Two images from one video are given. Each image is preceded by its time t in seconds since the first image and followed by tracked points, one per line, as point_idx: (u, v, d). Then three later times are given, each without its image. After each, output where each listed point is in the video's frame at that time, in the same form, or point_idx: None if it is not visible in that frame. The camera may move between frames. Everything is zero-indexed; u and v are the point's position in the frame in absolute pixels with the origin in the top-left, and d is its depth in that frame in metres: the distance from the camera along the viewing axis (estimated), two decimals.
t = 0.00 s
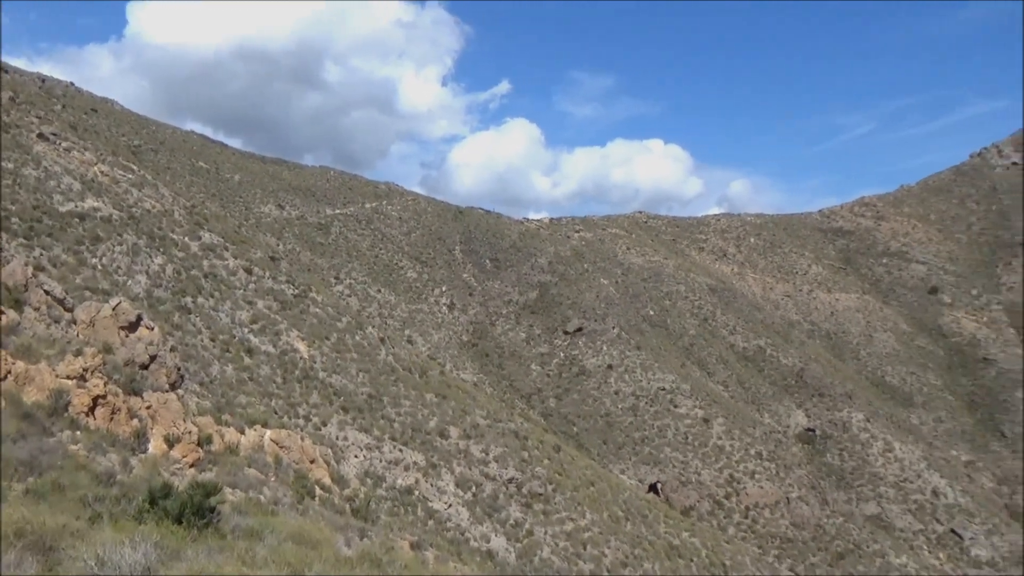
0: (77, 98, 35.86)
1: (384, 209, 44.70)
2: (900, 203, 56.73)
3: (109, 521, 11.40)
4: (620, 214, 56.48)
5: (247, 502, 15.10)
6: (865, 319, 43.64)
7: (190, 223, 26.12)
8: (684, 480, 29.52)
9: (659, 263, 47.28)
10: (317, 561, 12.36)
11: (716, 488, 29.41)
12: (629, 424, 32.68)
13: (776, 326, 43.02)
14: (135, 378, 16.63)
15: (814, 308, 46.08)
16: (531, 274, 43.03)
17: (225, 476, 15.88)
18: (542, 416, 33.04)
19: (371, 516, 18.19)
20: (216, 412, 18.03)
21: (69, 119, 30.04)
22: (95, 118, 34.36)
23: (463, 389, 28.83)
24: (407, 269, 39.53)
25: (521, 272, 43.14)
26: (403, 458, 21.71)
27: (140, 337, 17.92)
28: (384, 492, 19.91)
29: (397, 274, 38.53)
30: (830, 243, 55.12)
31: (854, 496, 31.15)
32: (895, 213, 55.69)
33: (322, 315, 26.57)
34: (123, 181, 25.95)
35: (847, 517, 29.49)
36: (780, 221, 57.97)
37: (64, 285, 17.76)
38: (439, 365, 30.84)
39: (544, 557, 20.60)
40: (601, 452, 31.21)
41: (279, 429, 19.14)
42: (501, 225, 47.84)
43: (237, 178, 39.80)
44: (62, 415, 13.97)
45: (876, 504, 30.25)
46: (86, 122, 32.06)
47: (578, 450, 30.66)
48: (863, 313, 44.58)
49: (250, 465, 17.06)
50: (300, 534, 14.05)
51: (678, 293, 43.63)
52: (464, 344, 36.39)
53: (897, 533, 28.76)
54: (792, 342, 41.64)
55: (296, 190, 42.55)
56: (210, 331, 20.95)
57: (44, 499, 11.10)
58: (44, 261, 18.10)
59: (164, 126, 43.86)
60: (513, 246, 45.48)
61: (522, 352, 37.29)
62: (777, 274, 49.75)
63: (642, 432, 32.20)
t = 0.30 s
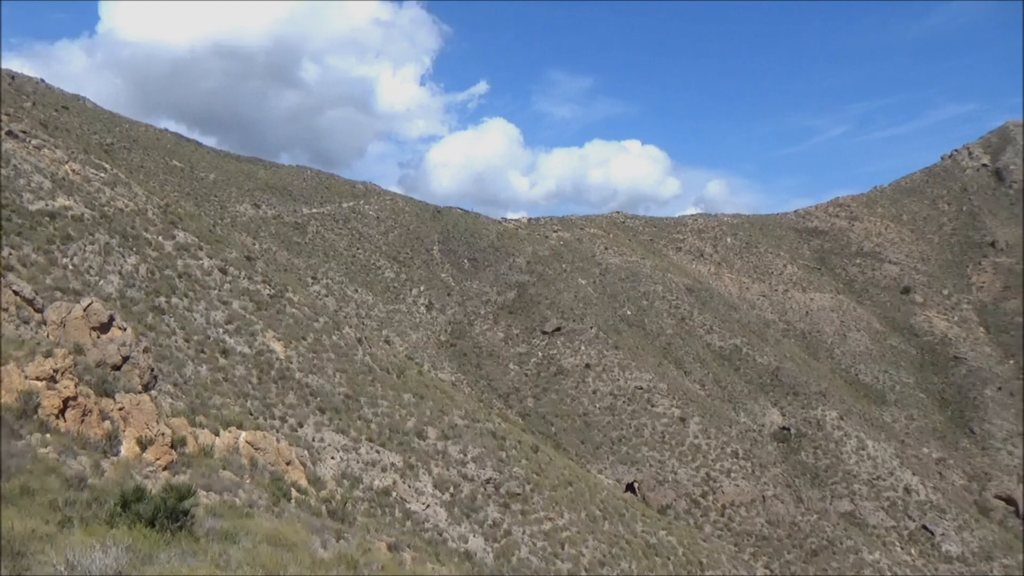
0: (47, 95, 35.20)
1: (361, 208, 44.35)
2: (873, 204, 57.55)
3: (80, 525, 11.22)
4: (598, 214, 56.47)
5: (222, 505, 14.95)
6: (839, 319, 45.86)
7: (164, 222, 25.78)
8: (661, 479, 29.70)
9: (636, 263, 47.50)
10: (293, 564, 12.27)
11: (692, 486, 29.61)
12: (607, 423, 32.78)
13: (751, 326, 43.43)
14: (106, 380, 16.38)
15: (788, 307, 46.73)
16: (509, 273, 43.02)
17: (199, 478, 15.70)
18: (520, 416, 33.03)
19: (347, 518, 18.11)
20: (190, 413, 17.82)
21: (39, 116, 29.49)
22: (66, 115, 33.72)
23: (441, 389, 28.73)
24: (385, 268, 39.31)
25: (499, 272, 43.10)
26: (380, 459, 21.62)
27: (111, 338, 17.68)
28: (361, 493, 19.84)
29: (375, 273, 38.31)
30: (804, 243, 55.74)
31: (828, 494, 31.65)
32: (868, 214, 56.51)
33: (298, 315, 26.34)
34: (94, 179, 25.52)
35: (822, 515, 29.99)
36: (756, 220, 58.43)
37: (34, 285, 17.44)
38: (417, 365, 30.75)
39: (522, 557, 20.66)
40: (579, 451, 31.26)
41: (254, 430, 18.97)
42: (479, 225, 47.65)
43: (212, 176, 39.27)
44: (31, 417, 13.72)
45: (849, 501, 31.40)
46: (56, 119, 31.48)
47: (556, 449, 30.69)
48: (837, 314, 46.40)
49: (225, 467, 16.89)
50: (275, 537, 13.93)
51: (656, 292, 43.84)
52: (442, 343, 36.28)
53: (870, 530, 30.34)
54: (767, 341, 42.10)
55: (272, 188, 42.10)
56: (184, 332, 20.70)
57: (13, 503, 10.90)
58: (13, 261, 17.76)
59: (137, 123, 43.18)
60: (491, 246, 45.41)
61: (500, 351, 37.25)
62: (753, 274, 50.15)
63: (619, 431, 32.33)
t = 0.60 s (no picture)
0: (21, 92, 34.63)
1: (341, 207, 44.03)
2: (850, 205, 58.24)
3: (54, 528, 11.09)
4: (579, 214, 56.56)
5: (200, 506, 14.83)
6: (817, 319, 46.37)
7: (141, 221, 25.48)
8: (641, 478, 29.86)
9: (616, 263, 47.67)
10: (271, 566, 12.21)
11: (672, 484, 29.81)
12: (588, 423, 32.87)
13: (731, 326, 43.73)
14: (82, 381, 16.18)
15: (767, 307, 47.10)
16: (490, 274, 42.96)
17: (176, 480, 15.57)
18: (501, 416, 33.02)
19: (327, 519, 18.06)
20: (168, 415, 17.64)
21: (12, 114, 29.01)
22: (41, 113, 33.21)
23: (421, 389, 28.65)
24: (365, 268, 39.11)
25: (480, 272, 43.05)
26: (361, 460, 21.55)
27: (87, 339, 17.46)
28: (341, 494, 19.79)
29: (355, 273, 38.11)
30: (783, 244, 56.27)
31: (806, 491, 32.01)
32: (845, 215, 57.20)
33: (277, 315, 26.15)
34: (70, 177, 25.16)
35: (800, 512, 30.32)
36: (735, 221, 58.85)
37: (8, 285, 17.16)
38: (398, 366, 30.65)
39: (503, 557, 20.72)
40: (560, 451, 31.31)
41: (233, 431, 18.83)
42: (460, 225, 47.53)
43: (190, 175, 38.83)
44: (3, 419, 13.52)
45: (827, 499, 31.79)
46: (31, 117, 30.98)
47: (537, 449, 30.73)
48: (815, 314, 46.90)
49: (203, 469, 16.75)
50: (254, 538, 13.83)
51: (636, 292, 44.02)
52: (423, 343, 36.19)
53: (847, 527, 30.81)
54: (746, 340, 42.40)
55: (251, 187, 41.72)
56: (161, 333, 20.49)
57: None
58: None
59: (113, 121, 42.61)
60: (472, 246, 45.35)
61: (481, 352, 37.20)
62: (732, 275, 50.52)
63: (600, 430, 32.42)
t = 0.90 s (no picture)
0: None
1: (319, 206, 43.66)
2: (826, 206, 58.96)
3: (24, 532, 10.92)
4: (558, 214, 56.61)
5: (174, 508, 14.68)
6: (793, 319, 46.87)
7: (114, 220, 25.11)
8: (619, 477, 30.01)
9: (595, 264, 47.81)
10: (246, 568, 12.11)
11: (650, 483, 30.02)
12: (566, 422, 32.94)
13: (708, 326, 44.03)
14: (53, 382, 15.92)
15: (744, 307, 47.51)
16: (469, 274, 42.84)
17: (150, 481, 15.40)
18: (479, 416, 33.00)
19: (304, 520, 17.98)
20: (142, 415, 17.42)
21: None
22: (12, 109, 32.60)
23: (400, 389, 28.53)
24: (343, 268, 38.86)
25: (459, 272, 42.91)
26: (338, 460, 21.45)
27: (59, 339, 17.15)
28: (318, 495, 19.69)
29: (333, 273, 37.86)
30: (760, 245, 56.83)
31: (782, 489, 32.35)
32: (821, 216, 57.91)
33: (254, 315, 25.89)
34: (41, 175, 24.72)
35: (776, 510, 30.61)
36: (713, 221, 59.27)
37: None
38: (376, 366, 30.50)
39: (481, 557, 20.77)
40: (539, 450, 31.35)
41: (208, 431, 18.64)
42: (440, 225, 47.39)
43: (165, 173, 38.31)
44: None
45: (802, 497, 32.09)
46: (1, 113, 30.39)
47: (515, 449, 30.76)
48: (791, 313, 47.45)
49: (178, 470, 16.58)
50: (229, 540, 13.70)
51: (615, 292, 44.18)
52: (401, 343, 36.06)
53: (823, 524, 31.12)
54: (723, 340, 42.71)
55: (227, 186, 41.26)
56: (135, 333, 20.21)
57: None
58: None
59: (86, 118, 41.94)
60: (451, 245, 45.21)
61: (460, 352, 37.11)
62: (710, 275, 50.89)
63: (579, 430, 32.51)
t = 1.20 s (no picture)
0: None
1: (300, 205, 43.29)
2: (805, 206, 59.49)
3: None
4: (540, 214, 56.61)
5: (152, 509, 14.54)
6: (773, 318, 47.26)
7: (91, 218, 24.72)
8: (600, 476, 30.13)
9: (577, 263, 47.89)
10: (225, 569, 12.02)
11: (631, 482, 30.19)
12: (548, 422, 32.98)
13: (689, 325, 44.28)
14: (28, 382, 15.64)
15: (724, 307, 47.82)
16: (451, 273, 42.66)
17: (127, 483, 15.24)
18: (461, 416, 32.94)
19: (284, 520, 17.93)
20: (119, 416, 17.21)
21: None
22: None
23: (380, 389, 28.39)
24: (324, 267, 38.61)
25: (440, 271, 42.72)
26: (319, 461, 21.35)
27: (33, 338, 16.77)
28: (298, 495, 19.61)
29: (314, 272, 37.61)
30: (740, 244, 57.19)
31: (762, 487, 32.62)
32: (800, 216, 58.49)
33: (233, 314, 25.64)
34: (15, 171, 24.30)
35: (755, 508, 30.85)
36: (695, 221, 59.57)
37: None
38: (357, 366, 30.34)
39: (462, 556, 20.80)
40: (520, 450, 31.37)
41: (186, 432, 18.48)
42: (421, 224, 47.19)
43: (143, 171, 37.83)
44: None
45: (781, 495, 32.37)
46: None
47: (497, 448, 30.76)
48: (771, 313, 47.85)
49: (155, 472, 16.43)
50: (208, 541, 13.58)
51: (596, 292, 44.26)
52: (382, 343, 35.91)
53: (801, 522, 31.40)
54: (703, 340, 42.94)
55: (206, 184, 40.81)
56: (111, 332, 19.95)
57: None
58: None
59: (61, 114, 41.29)
60: (432, 245, 45.02)
61: (441, 351, 36.98)
62: (691, 275, 51.15)
63: (560, 429, 32.56)
